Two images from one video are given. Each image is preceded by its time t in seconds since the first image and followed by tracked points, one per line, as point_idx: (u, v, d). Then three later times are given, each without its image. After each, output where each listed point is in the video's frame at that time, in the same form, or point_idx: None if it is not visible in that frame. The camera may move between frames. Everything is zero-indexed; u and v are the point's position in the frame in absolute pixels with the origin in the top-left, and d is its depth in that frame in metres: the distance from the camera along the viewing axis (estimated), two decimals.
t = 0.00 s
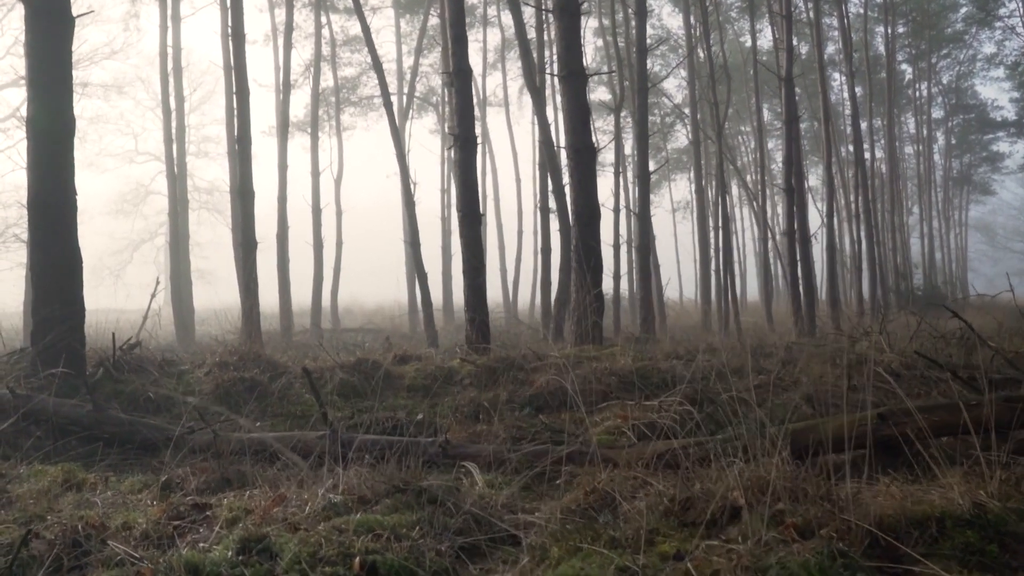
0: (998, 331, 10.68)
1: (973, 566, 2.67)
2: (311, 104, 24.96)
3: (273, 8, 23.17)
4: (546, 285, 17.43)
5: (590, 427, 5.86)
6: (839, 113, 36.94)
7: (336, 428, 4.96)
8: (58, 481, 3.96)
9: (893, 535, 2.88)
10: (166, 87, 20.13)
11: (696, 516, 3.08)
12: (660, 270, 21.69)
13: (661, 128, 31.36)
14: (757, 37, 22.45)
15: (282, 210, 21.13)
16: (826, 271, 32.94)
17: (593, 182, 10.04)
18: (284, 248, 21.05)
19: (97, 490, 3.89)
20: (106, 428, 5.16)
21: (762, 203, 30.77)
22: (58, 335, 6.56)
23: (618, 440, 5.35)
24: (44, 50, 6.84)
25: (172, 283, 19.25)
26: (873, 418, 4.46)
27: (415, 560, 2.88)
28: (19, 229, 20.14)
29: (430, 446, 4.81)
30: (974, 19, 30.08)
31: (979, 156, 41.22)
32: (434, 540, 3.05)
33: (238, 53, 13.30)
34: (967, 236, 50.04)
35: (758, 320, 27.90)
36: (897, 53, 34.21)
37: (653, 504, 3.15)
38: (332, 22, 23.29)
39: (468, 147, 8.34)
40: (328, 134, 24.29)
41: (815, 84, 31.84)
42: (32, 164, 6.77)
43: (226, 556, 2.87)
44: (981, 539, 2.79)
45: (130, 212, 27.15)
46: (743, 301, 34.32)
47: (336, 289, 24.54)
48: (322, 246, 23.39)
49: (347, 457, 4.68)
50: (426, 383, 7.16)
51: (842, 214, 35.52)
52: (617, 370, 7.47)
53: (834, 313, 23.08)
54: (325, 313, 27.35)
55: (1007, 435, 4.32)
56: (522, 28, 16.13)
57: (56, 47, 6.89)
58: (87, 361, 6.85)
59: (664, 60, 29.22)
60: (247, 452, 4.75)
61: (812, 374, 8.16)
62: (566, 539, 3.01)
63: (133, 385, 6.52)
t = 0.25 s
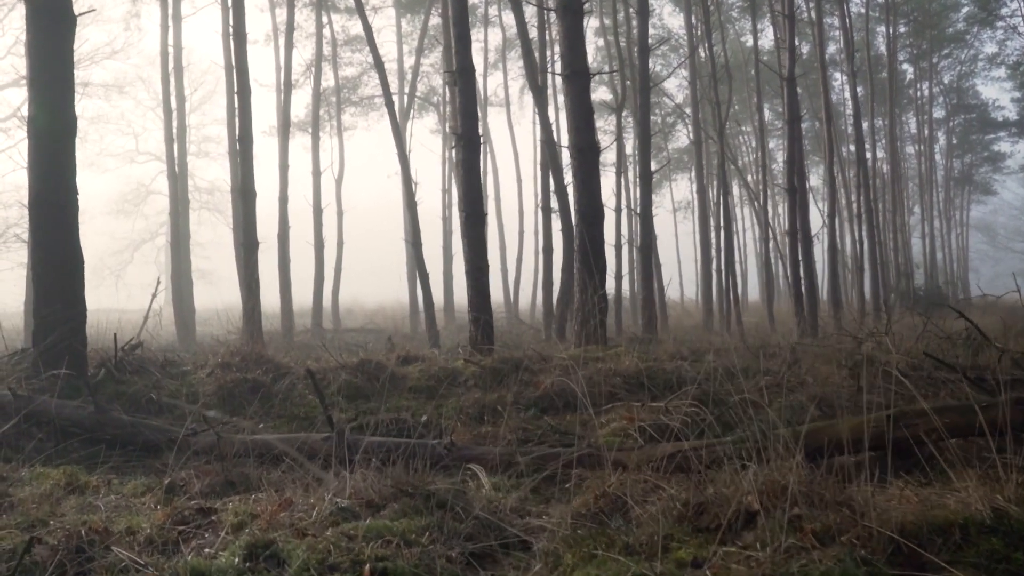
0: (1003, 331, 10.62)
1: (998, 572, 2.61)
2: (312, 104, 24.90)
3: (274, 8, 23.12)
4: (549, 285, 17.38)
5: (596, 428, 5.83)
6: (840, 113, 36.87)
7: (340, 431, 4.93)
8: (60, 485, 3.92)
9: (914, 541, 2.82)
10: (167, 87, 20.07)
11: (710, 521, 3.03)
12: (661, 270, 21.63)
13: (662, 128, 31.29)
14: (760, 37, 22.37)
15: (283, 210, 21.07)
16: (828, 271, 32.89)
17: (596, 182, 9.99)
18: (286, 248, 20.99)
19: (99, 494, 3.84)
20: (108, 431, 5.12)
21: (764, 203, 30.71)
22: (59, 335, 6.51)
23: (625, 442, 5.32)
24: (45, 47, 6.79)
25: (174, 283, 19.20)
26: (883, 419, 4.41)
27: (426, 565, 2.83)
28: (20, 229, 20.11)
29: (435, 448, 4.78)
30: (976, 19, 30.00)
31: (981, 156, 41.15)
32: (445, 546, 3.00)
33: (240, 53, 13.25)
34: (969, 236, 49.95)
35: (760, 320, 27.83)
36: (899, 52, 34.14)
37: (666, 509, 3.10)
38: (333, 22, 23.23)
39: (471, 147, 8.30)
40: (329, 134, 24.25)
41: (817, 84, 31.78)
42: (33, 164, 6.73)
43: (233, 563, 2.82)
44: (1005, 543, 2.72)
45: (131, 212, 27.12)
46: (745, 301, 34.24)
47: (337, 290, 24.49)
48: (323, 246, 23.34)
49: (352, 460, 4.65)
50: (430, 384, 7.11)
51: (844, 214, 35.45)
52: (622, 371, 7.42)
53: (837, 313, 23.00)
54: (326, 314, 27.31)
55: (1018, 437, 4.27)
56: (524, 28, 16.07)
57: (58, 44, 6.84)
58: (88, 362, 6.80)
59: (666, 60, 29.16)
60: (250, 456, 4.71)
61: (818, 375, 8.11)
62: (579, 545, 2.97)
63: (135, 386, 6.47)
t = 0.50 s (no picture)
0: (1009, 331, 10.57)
1: None
2: (313, 104, 24.85)
3: (275, 7, 23.07)
4: (551, 285, 17.33)
5: (603, 430, 5.79)
6: (841, 112, 36.81)
7: (346, 433, 4.89)
8: (64, 489, 3.86)
9: (943, 549, 2.75)
10: (168, 86, 20.00)
11: (727, 526, 2.97)
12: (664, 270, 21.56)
13: (664, 128, 31.23)
14: (761, 36, 22.31)
15: (284, 210, 21.02)
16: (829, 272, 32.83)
17: (601, 181, 9.93)
18: (287, 248, 20.93)
19: (103, 497, 3.79)
20: (111, 433, 5.07)
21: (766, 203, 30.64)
22: (60, 337, 6.45)
23: (632, 444, 5.27)
24: (47, 45, 6.73)
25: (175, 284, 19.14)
26: (897, 420, 4.34)
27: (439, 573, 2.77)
28: (21, 229, 20.05)
29: (441, 450, 4.75)
30: (978, 19, 29.95)
31: (982, 155, 41.10)
32: (458, 554, 2.95)
33: (241, 52, 13.19)
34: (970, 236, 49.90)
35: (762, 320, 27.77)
36: (900, 52, 34.08)
37: (682, 513, 3.05)
38: (333, 22, 23.18)
39: (476, 146, 8.24)
40: (330, 134, 24.20)
41: (818, 83, 31.73)
42: (34, 164, 6.66)
43: (242, 570, 2.76)
44: None
45: (132, 212, 27.07)
46: (746, 301, 34.18)
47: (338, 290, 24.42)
48: (324, 246, 23.29)
49: (359, 462, 4.60)
50: (434, 385, 7.06)
51: (845, 214, 35.37)
52: (628, 371, 7.36)
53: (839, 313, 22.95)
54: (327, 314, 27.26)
55: None
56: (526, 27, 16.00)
57: (60, 42, 6.78)
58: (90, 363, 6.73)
59: (667, 59, 29.10)
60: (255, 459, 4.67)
61: (825, 376, 8.06)
62: (594, 552, 2.91)
63: (137, 388, 6.41)
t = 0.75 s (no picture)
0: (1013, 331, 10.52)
1: None
2: (314, 104, 24.80)
3: (275, 7, 23.02)
4: (553, 285, 17.29)
5: (608, 431, 5.76)
6: (842, 112, 36.75)
7: (351, 435, 4.85)
8: (66, 492, 3.81)
9: (966, 554, 2.70)
10: (169, 86, 19.96)
11: (743, 531, 2.93)
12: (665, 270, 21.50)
13: (665, 128, 31.20)
14: (763, 35, 22.25)
15: (285, 210, 20.98)
16: (830, 272, 32.80)
17: (604, 180, 9.88)
18: (288, 248, 20.90)
19: (107, 501, 3.74)
20: (113, 435, 5.02)
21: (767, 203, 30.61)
22: (62, 337, 6.39)
23: (639, 446, 5.24)
24: (49, 42, 6.68)
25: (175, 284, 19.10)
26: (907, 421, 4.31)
27: None
28: (21, 229, 20.01)
29: (447, 453, 4.72)
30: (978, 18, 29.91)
31: (983, 155, 41.06)
32: (470, 559, 2.90)
33: (243, 51, 13.14)
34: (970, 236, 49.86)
35: (763, 320, 27.74)
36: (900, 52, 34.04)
37: (697, 518, 3.00)
38: (335, 21, 23.14)
39: (480, 145, 8.18)
40: (331, 134, 24.16)
41: (819, 84, 31.70)
42: (35, 164, 6.61)
43: None
44: None
45: (132, 212, 27.04)
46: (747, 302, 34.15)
47: (339, 290, 24.38)
48: (325, 246, 23.24)
49: (364, 464, 4.57)
50: (439, 386, 7.00)
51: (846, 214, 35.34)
52: (634, 372, 7.31)
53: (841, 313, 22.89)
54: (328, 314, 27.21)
55: None
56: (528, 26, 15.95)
57: (62, 39, 6.73)
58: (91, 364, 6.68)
59: (668, 59, 29.06)
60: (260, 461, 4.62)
61: (831, 377, 8.01)
62: (609, 557, 2.87)
63: (139, 389, 6.36)
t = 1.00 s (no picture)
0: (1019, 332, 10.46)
1: None
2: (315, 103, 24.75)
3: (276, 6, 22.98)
4: (556, 285, 17.24)
5: (615, 433, 5.73)
6: (843, 113, 36.72)
7: (356, 437, 4.81)
8: (69, 495, 3.75)
9: (993, 561, 2.63)
10: (170, 86, 19.91)
11: (760, 537, 2.89)
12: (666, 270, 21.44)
13: (666, 128, 31.15)
14: (765, 35, 22.20)
15: (286, 210, 20.93)
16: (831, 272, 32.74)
17: (608, 180, 9.81)
18: (289, 248, 20.85)
19: (110, 504, 3.69)
20: (116, 437, 4.96)
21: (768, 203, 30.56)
22: (63, 338, 6.33)
23: (647, 449, 5.20)
24: (51, 40, 6.62)
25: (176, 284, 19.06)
26: (919, 423, 4.28)
27: None
28: (21, 229, 19.97)
29: (453, 455, 4.69)
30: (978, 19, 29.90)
31: (983, 155, 41.03)
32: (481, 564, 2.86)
33: (244, 51, 13.09)
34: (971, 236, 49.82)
35: (765, 320, 27.66)
36: (902, 52, 34.01)
37: (715, 524, 2.95)
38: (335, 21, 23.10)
39: (485, 145, 8.12)
40: (332, 133, 24.11)
41: (820, 84, 31.65)
42: (36, 163, 6.55)
43: None
44: None
45: (132, 213, 27.01)
46: (748, 302, 34.09)
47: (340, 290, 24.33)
48: (325, 246, 23.18)
49: (370, 467, 4.53)
50: (443, 387, 6.95)
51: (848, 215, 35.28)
52: (639, 374, 7.26)
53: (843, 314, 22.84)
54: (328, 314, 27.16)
55: None
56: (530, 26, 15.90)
57: (64, 37, 6.67)
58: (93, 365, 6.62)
59: (669, 59, 29.02)
60: (264, 465, 4.58)
61: (838, 378, 7.95)
62: (624, 563, 2.82)
63: (141, 390, 6.30)
